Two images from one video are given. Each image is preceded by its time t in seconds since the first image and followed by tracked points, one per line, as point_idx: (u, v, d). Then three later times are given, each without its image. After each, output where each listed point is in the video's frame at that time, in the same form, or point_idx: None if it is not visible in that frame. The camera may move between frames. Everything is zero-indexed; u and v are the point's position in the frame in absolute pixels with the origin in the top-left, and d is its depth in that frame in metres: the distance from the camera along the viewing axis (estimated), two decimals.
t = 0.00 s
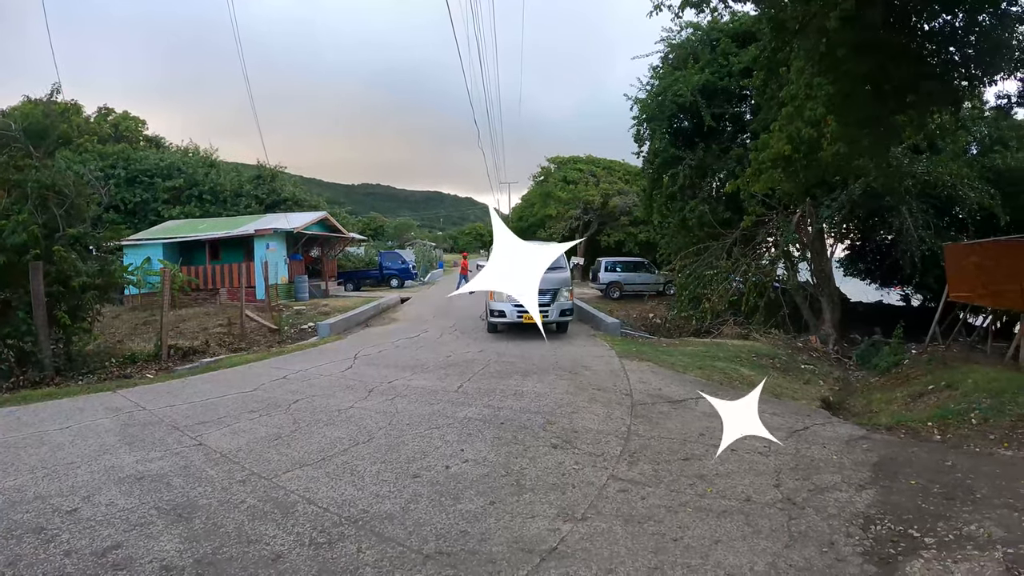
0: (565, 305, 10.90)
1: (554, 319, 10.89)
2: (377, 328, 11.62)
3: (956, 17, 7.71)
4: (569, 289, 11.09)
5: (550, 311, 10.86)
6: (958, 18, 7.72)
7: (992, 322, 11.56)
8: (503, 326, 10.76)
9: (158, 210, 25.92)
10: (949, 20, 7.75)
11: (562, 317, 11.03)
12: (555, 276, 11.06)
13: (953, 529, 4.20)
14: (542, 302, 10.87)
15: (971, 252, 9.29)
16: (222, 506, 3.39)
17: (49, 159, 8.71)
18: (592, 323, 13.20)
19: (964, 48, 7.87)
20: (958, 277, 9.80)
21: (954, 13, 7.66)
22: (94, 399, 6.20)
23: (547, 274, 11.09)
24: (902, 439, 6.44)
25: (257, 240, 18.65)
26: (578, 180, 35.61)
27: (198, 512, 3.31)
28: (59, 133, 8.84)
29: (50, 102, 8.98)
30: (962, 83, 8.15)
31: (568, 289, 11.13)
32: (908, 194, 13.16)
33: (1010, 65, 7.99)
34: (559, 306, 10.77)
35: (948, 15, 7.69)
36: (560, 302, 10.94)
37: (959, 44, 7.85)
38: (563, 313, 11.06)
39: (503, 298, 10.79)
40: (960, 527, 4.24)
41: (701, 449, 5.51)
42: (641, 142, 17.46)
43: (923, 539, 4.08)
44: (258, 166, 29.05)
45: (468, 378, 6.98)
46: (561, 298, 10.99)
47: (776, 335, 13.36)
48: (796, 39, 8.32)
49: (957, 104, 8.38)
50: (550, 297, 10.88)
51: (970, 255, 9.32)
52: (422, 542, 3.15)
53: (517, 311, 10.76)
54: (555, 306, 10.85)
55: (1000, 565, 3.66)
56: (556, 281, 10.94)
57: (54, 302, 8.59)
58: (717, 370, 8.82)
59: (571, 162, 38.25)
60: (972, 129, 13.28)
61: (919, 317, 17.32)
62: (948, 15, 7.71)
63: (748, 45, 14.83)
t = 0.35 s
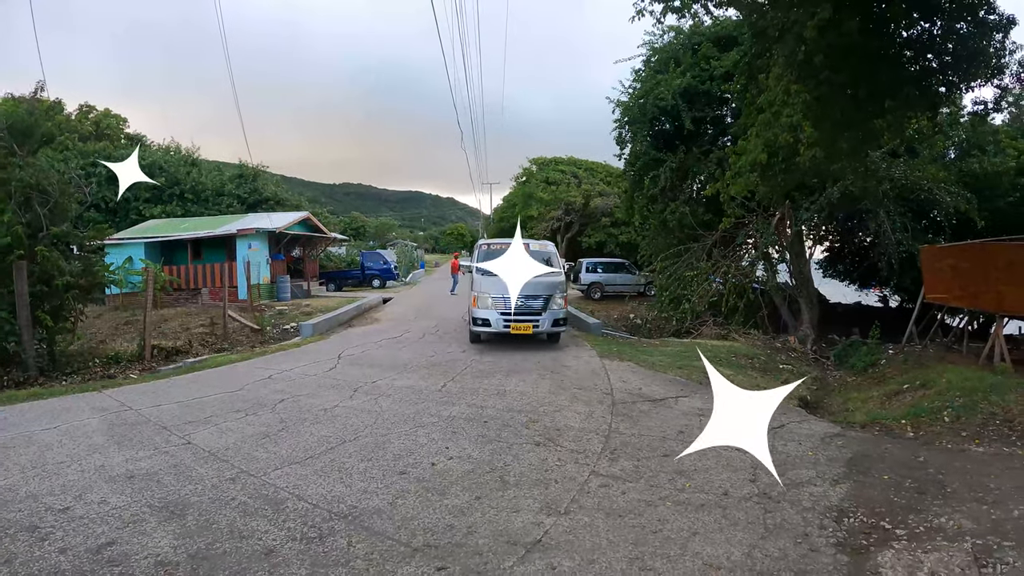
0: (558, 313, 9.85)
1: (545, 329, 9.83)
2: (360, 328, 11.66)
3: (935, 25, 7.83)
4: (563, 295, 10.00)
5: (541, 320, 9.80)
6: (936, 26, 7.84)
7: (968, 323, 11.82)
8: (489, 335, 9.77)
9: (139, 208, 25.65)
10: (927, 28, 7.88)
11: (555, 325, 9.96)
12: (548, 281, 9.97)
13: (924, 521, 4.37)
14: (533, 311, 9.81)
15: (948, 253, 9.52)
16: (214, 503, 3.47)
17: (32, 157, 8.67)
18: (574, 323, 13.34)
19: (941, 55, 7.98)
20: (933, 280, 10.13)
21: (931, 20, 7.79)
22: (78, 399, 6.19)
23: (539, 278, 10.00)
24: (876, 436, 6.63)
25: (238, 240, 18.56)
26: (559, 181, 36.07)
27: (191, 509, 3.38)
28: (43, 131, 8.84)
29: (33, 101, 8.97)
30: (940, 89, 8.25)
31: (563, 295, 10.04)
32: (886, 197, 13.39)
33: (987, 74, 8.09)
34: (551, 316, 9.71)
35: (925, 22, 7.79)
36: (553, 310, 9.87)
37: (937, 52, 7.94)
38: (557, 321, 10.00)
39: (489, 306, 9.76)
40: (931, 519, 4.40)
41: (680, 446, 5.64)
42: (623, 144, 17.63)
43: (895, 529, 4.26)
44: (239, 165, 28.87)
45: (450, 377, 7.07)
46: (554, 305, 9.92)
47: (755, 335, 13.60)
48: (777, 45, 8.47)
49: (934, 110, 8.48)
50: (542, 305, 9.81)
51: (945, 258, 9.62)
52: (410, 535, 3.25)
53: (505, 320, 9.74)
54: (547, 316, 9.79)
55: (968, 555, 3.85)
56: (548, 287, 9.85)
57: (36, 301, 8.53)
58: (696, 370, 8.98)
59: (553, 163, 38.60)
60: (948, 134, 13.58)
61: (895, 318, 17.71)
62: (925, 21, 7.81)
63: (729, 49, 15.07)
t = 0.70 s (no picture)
0: (549, 321, 8.61)
1: (534, 339, 8.59)
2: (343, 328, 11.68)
3: (915, 31, 7.64)
4: (555, 300, 8.80)
5: (530, 328, 8.56)
6: (916, 32, 7.64)
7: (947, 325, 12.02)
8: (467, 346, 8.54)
9: (122, 207, 25.44)
10: (908, 33, 7.67)
11: (545, 334, 8.72)
12: (537, 284, 8.75)
13: (899, 517, 4.24)
14: (520, 317, 8.58)
15: (929, 256, 9.72)
16: (196, 499, 3.52)
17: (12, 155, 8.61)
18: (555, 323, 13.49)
19: (923, 62, 7.73)
20: (912, 281, 10.32)
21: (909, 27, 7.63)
22: (61, 398, 6.19)
23: (527, 280, 8.78)
24: (853, 435, 6.46)
25: (221, 239, 18.50)
26: (543, 183, 36.37)
27: (176, 505, 3.43)
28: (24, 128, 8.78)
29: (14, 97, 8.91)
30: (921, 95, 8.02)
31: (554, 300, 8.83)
32: (867, 200, 13.54)
33: (967, 80, 8.01)
34: (541, 323, 8.47)
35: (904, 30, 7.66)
36: (543, 318, 8.63)
37: (919, 57, 7.70)
38: (547, 329, 8.76)
39: (469, 311, 8.51)
40: (905, 515, 4.28)
41: (659, 443, 5.73)
42: (606, 146, 17.75)
43: (872, 526, 4.12)
44: (222, 164, 28.75)
45: (433, 376, 7.14)
46: (544, 311, 8.68)
47: (736, 336, 13.78)
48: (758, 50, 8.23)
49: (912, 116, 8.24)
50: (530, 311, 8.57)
51: (926, 260, 9.81)
52: (391, 530, 3.32)
53: (486, 327, 8.49)
54: (536, 323, 8.55)
55: (942, 549, 3.79)
56: (538, 290, 8.63)
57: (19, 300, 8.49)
58: (677, 371, 9.08)
59: (536, 164, 38.82)
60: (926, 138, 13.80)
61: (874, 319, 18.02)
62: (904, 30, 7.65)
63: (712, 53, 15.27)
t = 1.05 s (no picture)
0: (536, 334, 7.56)
1: (518, 355, 7.52)
2: (326, 329, 11.70)
3: (900, 39, 7.69)
4: (542, 310, 7.73)
5: (513, 343, 7.48)
6: (901, 40, 7.71)
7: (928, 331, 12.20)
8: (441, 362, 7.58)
9: (106, 205, 25.20)
10: (893, 41, 7.71)
11: (531, 350, 7.65)
12: (522, 291, 7.66)
13: (875, 521, 4.35)
14: (502, 329, 7.49)
15: (911, 262, 9.88)
16: (175, 499, 3.56)
17: None
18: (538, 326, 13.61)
19: (907, 69, 7.81)
20: (895, 287, 10.48)
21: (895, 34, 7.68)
22: (39, 397, 6.17)
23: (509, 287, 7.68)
24: (832, 438, 6.61)
25: (206, 239, 18.45)
26: (529, 186, 36.53)
27: (154, 504, 3.47)
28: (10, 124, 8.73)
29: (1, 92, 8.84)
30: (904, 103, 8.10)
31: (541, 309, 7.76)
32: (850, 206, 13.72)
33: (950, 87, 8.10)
34: (527, 337, 7.42)
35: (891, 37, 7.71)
36: (529, 330, 7.56)
37: (902, 65, 7.77)
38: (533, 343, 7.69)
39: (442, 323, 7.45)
40: (881, 519, 4.38)
41: (636, 446, 5.82)
42: (592, 149, 17.85)
43: (846, 529, 4.23)
44: (207, 162, 28.61)
45: (415, 378, 7.20)
46: (530, 323, 7.58)
47: (718, 341, 13.94)
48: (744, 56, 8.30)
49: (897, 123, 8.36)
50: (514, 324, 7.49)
51: (908, 265, 9.98)
52: (367, 531, 3.38)
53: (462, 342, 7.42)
54: (521, 337, 7.47)
55: (917, 554, 3.87)
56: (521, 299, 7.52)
57: None
58: (659, 374, 9.18)
59: (523, 167, 38.97)
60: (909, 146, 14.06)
61: (856, 325, 18.26)
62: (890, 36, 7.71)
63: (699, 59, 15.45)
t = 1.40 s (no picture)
0: (532, 346, 6.62)
1: (510, 371, 6.56)
2: (331, 329, 11.79)
3: (907, 42, 7.70)
4: (542, 319, 6.81)
5: (506, 356, 6.54)
6: (908, 43, 7.72)
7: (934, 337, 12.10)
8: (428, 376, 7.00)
9: (117, 203, 25.44)
10: (899, 44, 7.73)
11: (526, 366, 6.68)
12: (519, 296, 6.79)
13: (870, 529, 4.33)
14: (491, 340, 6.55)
15: (915, 267, 9.82)
16: (171, 494, 3.62)
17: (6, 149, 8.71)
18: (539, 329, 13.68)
19: (914, 72, 7.81)
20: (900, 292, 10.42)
21: (904, 37, 7.67)
22: (42, 392, 6.26)
23: (501, 291, 6.81)
24: (831, 444, 6.58)
25: (214, 238, 18.66)
26: (537, 188, 36.63)
27: (146, 499, 3.52)
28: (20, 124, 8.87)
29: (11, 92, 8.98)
30: (912, 106, 8.10)
31: (540, 318, 6.84)
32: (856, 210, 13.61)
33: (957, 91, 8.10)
34: (521, 349, 6.49)
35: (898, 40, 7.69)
36: (524, 342, 6.63)
37: (910, 68, 7.78)
38: (529, 358, 6.72)
39: (422, 332, 6.57)
40: (875, 527, 4.36)
41: (633, 449, 5.82)
42: (599, 151, 17.90)
43: (839, 536, 4.22)
44: (217, 162, 28.89)
45: (415, 378, 7.25)
46: (525, 333, 6.63)
47: (723, 344, 13.89)
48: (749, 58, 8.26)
49: (904, 127, 8.36)
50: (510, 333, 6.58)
51: (912, 270, 9.92)
52: (357, 529, 3.42)
53: (444, 354, 6.52)
54: (514, 350, 6.53)
55: (910, 563, 3.85)
56: (514, 303, 6.62)
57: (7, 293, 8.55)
58: (660, 378, 9.17)
59: (531, 168, 38.95)
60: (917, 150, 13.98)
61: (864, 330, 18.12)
62: (898, 39, 7.69)
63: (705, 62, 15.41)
